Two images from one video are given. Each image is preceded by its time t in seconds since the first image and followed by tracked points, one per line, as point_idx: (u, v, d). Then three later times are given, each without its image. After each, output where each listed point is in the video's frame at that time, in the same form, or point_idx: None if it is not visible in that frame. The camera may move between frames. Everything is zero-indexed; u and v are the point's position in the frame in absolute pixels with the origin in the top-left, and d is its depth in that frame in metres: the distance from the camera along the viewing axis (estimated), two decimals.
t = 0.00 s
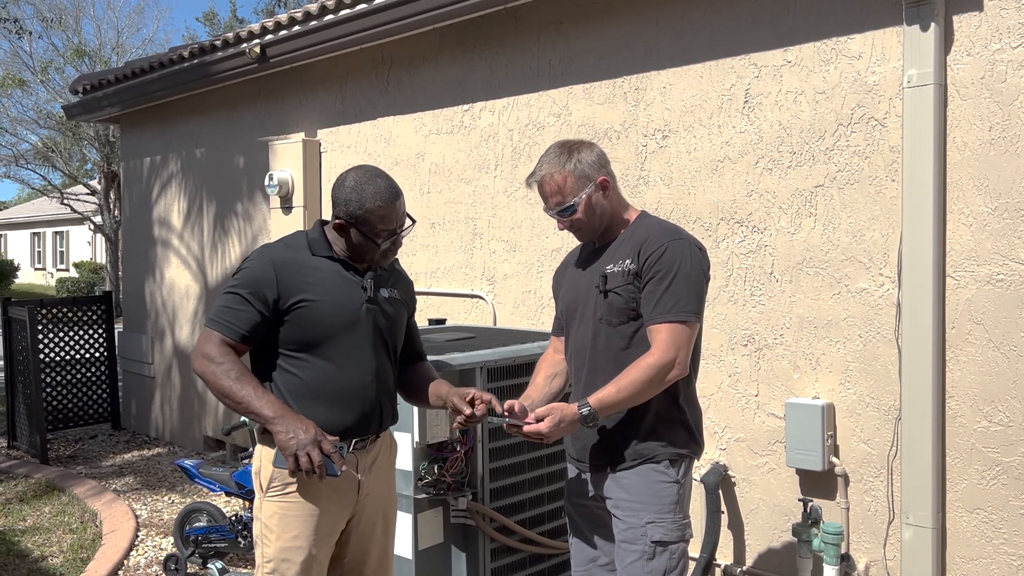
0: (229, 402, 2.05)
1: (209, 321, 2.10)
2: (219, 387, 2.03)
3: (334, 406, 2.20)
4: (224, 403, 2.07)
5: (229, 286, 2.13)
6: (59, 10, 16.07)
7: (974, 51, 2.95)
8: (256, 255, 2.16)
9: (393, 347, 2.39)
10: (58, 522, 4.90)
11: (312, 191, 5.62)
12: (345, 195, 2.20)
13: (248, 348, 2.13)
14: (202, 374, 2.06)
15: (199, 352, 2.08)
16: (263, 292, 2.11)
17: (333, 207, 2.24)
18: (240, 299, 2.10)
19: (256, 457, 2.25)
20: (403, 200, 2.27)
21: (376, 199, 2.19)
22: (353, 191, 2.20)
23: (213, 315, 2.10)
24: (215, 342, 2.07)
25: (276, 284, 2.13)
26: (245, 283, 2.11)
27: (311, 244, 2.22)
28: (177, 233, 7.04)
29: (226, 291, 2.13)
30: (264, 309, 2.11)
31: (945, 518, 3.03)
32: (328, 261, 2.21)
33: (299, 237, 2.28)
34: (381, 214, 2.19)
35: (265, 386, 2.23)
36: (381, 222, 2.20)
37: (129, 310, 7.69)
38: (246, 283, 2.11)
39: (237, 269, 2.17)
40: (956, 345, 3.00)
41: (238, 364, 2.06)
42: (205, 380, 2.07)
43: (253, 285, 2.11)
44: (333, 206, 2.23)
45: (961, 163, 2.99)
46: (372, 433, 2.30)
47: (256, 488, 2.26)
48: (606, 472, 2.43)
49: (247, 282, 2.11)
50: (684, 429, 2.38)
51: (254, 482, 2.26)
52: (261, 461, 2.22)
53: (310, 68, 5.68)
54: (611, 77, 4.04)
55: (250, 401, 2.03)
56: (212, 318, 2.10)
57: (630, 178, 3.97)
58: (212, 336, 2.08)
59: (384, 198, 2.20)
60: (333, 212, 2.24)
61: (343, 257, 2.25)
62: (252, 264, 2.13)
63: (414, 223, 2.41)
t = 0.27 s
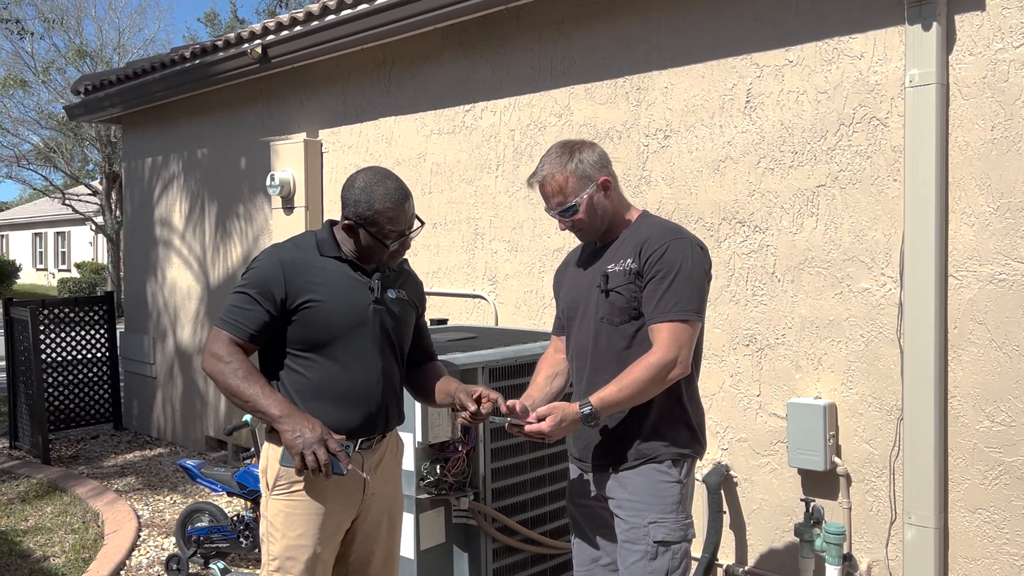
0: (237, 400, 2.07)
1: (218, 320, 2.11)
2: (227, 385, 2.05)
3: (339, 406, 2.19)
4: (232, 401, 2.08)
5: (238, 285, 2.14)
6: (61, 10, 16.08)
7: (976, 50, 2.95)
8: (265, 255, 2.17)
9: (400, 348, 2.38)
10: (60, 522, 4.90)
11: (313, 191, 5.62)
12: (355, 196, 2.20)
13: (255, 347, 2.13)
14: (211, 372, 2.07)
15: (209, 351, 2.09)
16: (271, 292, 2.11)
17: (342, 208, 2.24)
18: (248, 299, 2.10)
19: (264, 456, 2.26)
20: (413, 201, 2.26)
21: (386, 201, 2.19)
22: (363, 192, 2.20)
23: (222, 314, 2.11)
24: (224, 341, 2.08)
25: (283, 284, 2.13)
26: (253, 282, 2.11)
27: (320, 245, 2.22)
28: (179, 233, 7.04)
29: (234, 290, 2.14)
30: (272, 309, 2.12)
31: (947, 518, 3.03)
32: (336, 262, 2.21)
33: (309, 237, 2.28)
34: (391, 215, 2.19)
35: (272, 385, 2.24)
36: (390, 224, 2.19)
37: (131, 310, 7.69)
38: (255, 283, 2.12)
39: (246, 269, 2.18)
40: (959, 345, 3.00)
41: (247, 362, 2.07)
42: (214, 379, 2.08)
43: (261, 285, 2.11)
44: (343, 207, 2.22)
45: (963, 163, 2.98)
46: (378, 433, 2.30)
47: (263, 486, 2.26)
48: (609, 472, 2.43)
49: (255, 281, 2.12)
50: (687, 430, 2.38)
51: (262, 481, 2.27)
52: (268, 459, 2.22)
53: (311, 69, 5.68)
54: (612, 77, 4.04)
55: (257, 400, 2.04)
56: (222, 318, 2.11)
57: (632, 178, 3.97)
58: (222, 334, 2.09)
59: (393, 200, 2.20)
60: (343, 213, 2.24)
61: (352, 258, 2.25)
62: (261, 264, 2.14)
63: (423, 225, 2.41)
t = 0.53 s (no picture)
0: (243, 399, 2.07)
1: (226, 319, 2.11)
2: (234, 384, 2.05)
3: (344, 406, 2.19)
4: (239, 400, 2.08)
5: (246, 285, 2.14)
6: (62, 10, 16.09)
7: (977, 50, 2.95)
8: (273, 255, 2.17)
9: (405, 348, 2.38)
10: (62, 522, 4.91)
11: (315, 191, 5.62)
12: (364, 196, 2.21)
13: (263, 346, 2.13)
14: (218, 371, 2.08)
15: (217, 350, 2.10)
16: (278, 291, 2.12)
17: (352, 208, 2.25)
18: (256, 298, 2.11)
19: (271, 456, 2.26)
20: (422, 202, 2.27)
21: (395, 201, 2.19)
22: (372, 192, 2.20)
23: (230, 313, 2.12)
24: (232, 340, 2.08)
25: (291, 283, 2.13)
26: (261, 282, 2.12)
27: (329, 244, 2.23)
28: (180, 233, 7.05)
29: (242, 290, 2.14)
30: (279, 309, 2.12)
31: (949, 517, 3.03)
32: (344, 262, 2.21)
33: (318, 237, 2.28)
34: (401, 215, 2.20)
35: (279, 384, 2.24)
36: (399, 224, 2.20)
37: (132, 310, 7.69)
38: (263, 283, 2.12)
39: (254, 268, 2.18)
40: (961, 344, 3.00)
41: (254, 362, 2.08)
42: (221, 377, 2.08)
43: (268, 284, 2.11)
44: (352, 207, 2.23)
45: (965, 163, 2.98)
46: (384, 434, 2.30)
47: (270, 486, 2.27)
48: (612, 471, 2.43)
49: (263, 281, 2.12)
50: (689, 430, 2.38)
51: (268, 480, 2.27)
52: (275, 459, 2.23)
53: (313, 69, 5.68)
54: (613, 77, 4.04)
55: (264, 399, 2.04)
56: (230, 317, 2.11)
57: (633, 178, 3.97)
58: (230, 333, 2.09)
59: (403, 200, 2.21)
60: (352, 213, 2.25)
61: (360, 258, 2.25)
62: (270, 263, 2.14)
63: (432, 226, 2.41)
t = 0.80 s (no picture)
0: (248, 397, 2.07)
1: (232, 317, 2.11)
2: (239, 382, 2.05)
3: (349, 406, 2.20)
4: (243, 398, 2.08)
5: (252, 284, 2.14)
6: (63, 10, 16.10)
7: (978, 50, 2.95)
8: (280, 254, 2.17)
9: (410, 348, 2.39)
10: (63, 522, 4.91)
11: (315, 191, 5.62)
12: (373, 196, 2.22)
13: (269, 345, 2.14)
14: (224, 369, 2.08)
15: (222, 348, 2.10)
16: (284, 290, 2.12)
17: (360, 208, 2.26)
18: (263, 298, 2.11)
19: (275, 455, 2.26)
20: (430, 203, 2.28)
21: (405, 202, 2.21)
22: (382, 193, 2.21)
23: (236, 312, 2.12)
24: (237, 339, 2.08)
25: (298, 282, 2.14)
26: (268, 281, 2.12)
27: (336, 244, 2.23)
28: (181, 233, 7.05)
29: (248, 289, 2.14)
30: (286, 308, 2.12)
31: (950, 517, 3.03)
32: (351, 262, 2.21)
33: (326, 237, 2.28)
34: (410, 216, 2.21)
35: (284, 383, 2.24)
36: (408, 225, 2.21)
37: (133, 310, 7.70)
38: (269, 282, 2.12)
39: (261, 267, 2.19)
40: (961, 344, 3.00)
41: (259, 361, 2.08)
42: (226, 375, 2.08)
43: (275, 283, 2.12)
44: (361, 207, 2.24)
45: (966, 163, 2.98)
46: (388, 434, 2.30)
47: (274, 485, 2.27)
48: (613, 471, 2.43)
49: (269, 280, 2.12)
50: (691, 430, 2.38)
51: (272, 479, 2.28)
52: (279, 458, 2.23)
53: (313, 69, 5.69)
54: (614, 77, 4.04)
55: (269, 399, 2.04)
56: (236, 315, 2.11)
57: (634, 177, 3.97)
58: (236, 331, 2.09)
59: (412, 201, 2.22)
60: (361, 213, 2.26)
61: (367, 258, 2.25)
62: (276, 263, 2.15)
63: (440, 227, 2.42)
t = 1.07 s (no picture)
0: (252, 397, 2.06)
1: (236, 317, 2.11)
2: (244, 382, 2.05)
3: (351, 405, 2.20)
4: (248, 399, 2.08)
5: (256, 283, 2.14)
6: (64, 10, 16.11)
7: (978, 50, 2.95)
8: (283, 254, 2.17)
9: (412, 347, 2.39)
10: (63, 522, 4.91)
11: (316, 191, 5.62)
12: (376, 196, 2.22)
13: (272, 345, 2.13)
14: (228, 369, 2.07)
15: (226, 348, 2.09)
16: (287, 290, 2.12)
17: (364, 208, 2.26)
18: (266, 297, 2.11)
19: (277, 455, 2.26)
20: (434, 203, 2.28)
21: (408, 202, 2.20)
22: (385, 193, 2.21)
23: (239, 311, 2.11)
24: (241, 338, 2.08)
25: (301, 281, 2.13)
26: (271, 280, 2.12)
27: (338, 243, 2.23)
28: (181, 233, 7.05)
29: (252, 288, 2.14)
30: (289, 307, 2.12)
31: (950, 517, 3.03)
32: (354, 262, 2.21)
33: (328, 236, 2.28)
34: (412, 216, 2.21)
35: (287, 383, 2.24)
36: (410, 225, 2.21)
37: (134, 310, 7.70)
38: (272, 281, 2.12)
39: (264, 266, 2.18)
40: (962, 344, 3.00)
41: (264, 360, 2.07)
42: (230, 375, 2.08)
43: (278, 283, 2.11)
44: (364, 207, 2.24)
45: (966, 162, 2.98)
46: (390, 434, 2.30)
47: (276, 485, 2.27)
48: (614, 471, 2.43)
49: (273, 279, 2.12)
50: (691, 430, 2.38)
51: (275, 479, 2.27)
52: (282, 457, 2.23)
53: (314, 69, 5.69)
54: (614, 77, 4.04)
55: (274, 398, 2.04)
56: (239, 315, 2.11)
57: (634, 177, 3.97)
58: (239, 331, 2.09)
59: (415, 201, 2.22)
60: (364, 213, 2.26)
61: (370, 258, 2.25)
62: (279, 262, 2.14)
63: (442, 227, 2.43)
